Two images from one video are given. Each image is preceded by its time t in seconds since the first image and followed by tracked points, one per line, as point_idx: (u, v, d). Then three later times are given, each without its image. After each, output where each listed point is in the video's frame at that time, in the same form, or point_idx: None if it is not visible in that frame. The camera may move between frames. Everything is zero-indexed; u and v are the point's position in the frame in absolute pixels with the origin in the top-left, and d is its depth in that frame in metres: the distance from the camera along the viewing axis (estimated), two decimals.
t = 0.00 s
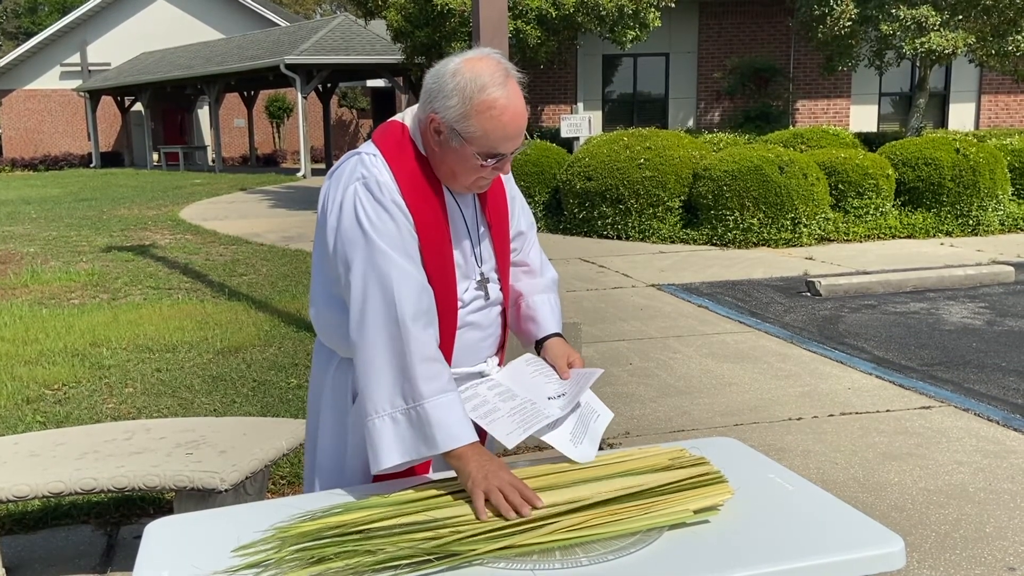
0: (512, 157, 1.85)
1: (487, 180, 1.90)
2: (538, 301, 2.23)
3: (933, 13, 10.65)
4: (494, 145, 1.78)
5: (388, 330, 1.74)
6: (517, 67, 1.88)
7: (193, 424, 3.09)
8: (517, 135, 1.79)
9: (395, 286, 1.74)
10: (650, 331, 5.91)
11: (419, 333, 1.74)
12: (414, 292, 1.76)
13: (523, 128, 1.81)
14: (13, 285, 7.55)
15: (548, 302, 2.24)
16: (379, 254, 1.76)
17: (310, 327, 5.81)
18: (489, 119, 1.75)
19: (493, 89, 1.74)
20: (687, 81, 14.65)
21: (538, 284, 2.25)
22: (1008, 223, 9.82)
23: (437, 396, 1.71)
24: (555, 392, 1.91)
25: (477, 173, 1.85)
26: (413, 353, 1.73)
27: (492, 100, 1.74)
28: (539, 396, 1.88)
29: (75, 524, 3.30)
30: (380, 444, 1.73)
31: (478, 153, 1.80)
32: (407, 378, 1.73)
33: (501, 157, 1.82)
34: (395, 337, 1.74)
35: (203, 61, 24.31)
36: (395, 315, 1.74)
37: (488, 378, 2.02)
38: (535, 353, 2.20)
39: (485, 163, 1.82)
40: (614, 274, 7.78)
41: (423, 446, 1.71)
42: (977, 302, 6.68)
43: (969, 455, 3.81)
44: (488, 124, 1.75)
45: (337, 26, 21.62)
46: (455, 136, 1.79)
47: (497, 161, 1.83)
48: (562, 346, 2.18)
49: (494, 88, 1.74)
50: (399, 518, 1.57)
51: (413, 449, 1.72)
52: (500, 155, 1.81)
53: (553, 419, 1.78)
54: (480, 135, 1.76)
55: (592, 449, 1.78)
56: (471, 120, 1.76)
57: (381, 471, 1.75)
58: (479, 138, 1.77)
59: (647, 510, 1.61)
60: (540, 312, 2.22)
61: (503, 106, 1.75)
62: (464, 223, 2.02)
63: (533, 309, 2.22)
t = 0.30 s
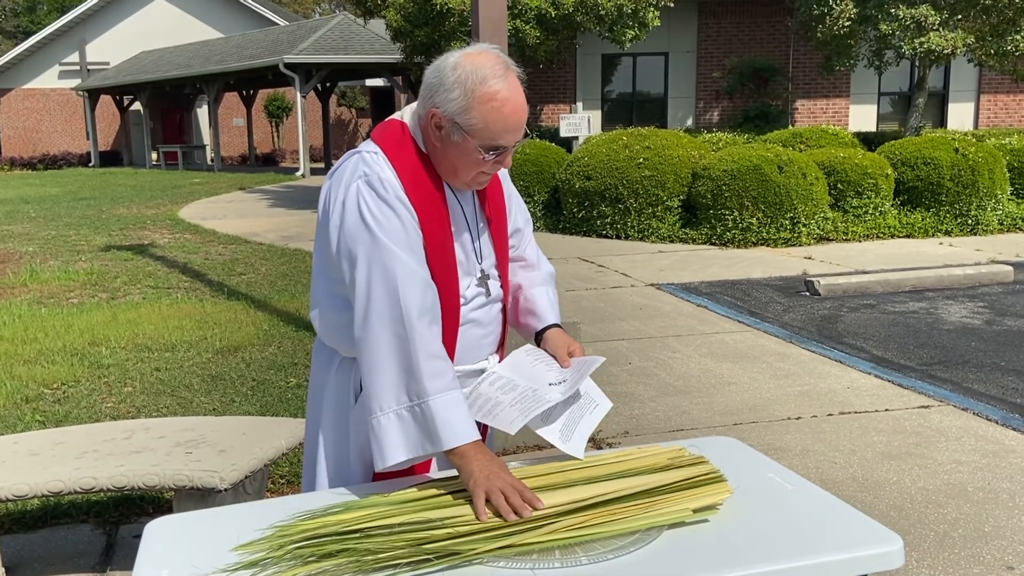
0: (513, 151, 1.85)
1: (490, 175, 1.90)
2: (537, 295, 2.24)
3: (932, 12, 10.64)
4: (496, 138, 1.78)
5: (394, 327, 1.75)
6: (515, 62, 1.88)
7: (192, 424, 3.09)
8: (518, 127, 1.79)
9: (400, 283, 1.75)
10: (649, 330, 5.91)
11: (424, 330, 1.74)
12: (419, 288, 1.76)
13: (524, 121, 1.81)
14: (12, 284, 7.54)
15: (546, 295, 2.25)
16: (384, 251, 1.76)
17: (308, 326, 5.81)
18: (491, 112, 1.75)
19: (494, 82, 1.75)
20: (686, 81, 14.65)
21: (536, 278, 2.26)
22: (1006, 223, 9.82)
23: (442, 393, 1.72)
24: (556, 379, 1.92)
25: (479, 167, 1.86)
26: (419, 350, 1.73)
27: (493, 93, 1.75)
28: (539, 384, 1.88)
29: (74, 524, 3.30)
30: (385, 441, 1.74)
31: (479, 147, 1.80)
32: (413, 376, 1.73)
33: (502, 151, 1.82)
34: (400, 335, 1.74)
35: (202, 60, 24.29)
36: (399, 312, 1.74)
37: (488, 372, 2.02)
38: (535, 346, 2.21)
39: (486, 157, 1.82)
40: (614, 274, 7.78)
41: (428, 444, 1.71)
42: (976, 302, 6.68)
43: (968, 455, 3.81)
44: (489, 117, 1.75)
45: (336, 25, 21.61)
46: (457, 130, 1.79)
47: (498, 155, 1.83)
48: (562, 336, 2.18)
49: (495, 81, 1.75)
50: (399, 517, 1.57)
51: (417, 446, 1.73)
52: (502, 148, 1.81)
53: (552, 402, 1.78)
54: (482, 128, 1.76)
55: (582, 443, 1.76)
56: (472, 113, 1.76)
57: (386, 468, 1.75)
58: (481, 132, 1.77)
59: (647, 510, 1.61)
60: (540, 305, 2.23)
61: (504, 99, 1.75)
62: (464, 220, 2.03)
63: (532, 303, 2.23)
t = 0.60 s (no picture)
0: (512, 145, 1.86)
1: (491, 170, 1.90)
2: (538, 286, 2.25)
3: (931, 12, 10.63)
4: (496, 130, 1.79)
5: (396, 323, 1.75)
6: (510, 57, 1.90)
7: (191, 423, 3.09)
8: (516, 118, 1.80)
9: (403, 279, 1.75)
10: (648, 330, 5.91)
11: (427, 326, 1.75)
12: (421, 284, 1.77)
13: (522, 113, 1.82)
14: (10, 283, 7.53)
15: (547, 285, 2.26)
16: (386, 247, 1.77)
17: (307, 325, 5.80)
18: (490, 103, 1.76)
19: (491, 74, 1.76)
20: (686, 81, 14.64)
21: (536, 270, 2.27)
22: (1005, 222, 9.82)
23: (445, 389, 1.72)
24: (559, 362, 1.92)
25: (479, 161, 1.86)
26: (421, 346, 1.73)
27: (490, 85, 1.76)
28: (543, 364, 1.90)
29: (73, 523, 3.30)
30: (389, 438, 1.73)
31: (480, 140, 1.81)
32: (416, 372, 1.73)
33: (502, 143, 1.83)
34: (402, 331, 1.74)
35: (201, 59, 24.27)
36: (402, 308, 1.74)
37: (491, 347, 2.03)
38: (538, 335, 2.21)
39: (486, 151, 1.83)
40: (613, 273, 7.77)
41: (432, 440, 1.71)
42: (975, 301, 6.68)
43: (967, 454, 3.81)
44: (489, 107, 1.76)
45: (335, 24, 21.61)
46: (456, 124, 1.80)
47: (498, 148, 1.83)
48: (565, 323, 2.17)
49: (492, 73, 1.76)
50: (399, 517, 1.57)
51: (421, 443, 1.72)
52: (500, 141, 1.82)
53: (556, 382, 1.80)
54: (482, 119, 1.77)
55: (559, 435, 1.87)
56: (470, 105, 1.77)
57: (391, 464, 1.75)
58: (480, 124, 1.78)
59: (646, 509, 1.61)
60: (540, 296, 2.23)
61: (501, 90, 1.77)
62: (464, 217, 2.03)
63: (533, 294, 2.24)
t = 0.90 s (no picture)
0: (510, 135, 1.86)
1: (491, 163, 1.90)
2: (541, 277, 2.25)
3: (930, 12, 10.63)
4: (493, 119, 1.79)
5: (397, 320, 1.75)
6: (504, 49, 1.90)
7: (191, 423, 3.09)
8: (512, 106, 1.80)
9: (403, 276, 1.75)
10: (648, 329, 5.91)
11: (428, 322, 1.74)
12: (422, 281, 1.76)
13: (517, 101, 1.82)
14: (9, 282, 7.53)
15: (551, 276, 2.26)
16: (386, 245, 1.76)
17: (307, 325, 5.80)
18: (484, 91, 1.76)
19: (483, 63, 1.76)
20: (685, 80, 14.65)
21: (539, 262, 2.28)
22: (1005, 222, 9.82)
23: (447, 384, 1.72)
24: (568, 348, 1.93)
25: (476, 154, 1.86)
26: (422, 343, 1.72)
27: (484, 74, 1.76)
28: (552, 352, 1.91)
29: (72, 522, 3.30)
30: (391, 436, 1.73)
31: (477, 131, 1.81)
32: (417, 369, 1.73)
33: (500, 134, 1.82)
34: (403, 328, 1.74)
35: (200, 58, 24.26)
36: (403, 305, 1.74)
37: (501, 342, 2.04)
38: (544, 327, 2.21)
39: (484, 142, 1.83)
40: (613, 273, 7.78)
41: (435, 437, 1.71)
42: (974, 300, 6.68)
43: (966, 453, 3.81)
44: (484, 96, 1.76)
45: (334, 23, 21.60)
46: (452, 116, 1.80)
47: (496, 139, 1.83)
48: (570, 312, 2.18)
49: (485, 62, 1.76)
50: (398, 517, 1.57)
51: (423, 439, 1.72)
52: (498, 132, 1.82)
53: (568, 364, 1.83)
54: (477, 109, 1.77)
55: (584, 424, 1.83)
56: (465, 95, 1.77)
57: (394, 461, 1.74)
58: (476, 115, 1.78)
59: (646, 508, 1.61)
60: (544, 287, 2.23)
61: (494, 79, 1.77)
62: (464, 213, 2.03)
63: (538, 287, 2.24)
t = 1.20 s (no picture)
0: (510, 127, 1.86)
1: (491, 156, 1.90)
2: (544, 268, 2.26)
3: (929, 11, 10.63)
4: (492, 110, 1.79)
5: (398, 318, 1.74)
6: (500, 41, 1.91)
7: (190, 423, 3.08)
8: (512, 97, 1.81)
9: (404, 273, 1.75)
10: (647, 329, 5.92)
11: (429, 320, 1.74)
12: (423, 279, 1.76)
13: (516, 92, 1.82)
14: (8, 282, 7.52)
15: (554, 266, 2.26)
16: (387, 242, 1.76)
17: (305, 324, 5.80)
18: (483, 81, 1.77)
19: (480, 53, 1.77)
20: (684, 80, 14.65)
21: (541, 255, 2.28)
22: (1003, 221, 9.83)
23: (449, 382, 1.71)
24: (575, 329, 1.94)
25: (476, 148, 1.86)
26: (423, 340, 1.72)
27: (482, 64, 1.77)
28: (558, 332, 1.93)
29: (71, 522, 3.30)
30: (394, 434, 1.73)
31: (476, 123, 1.81)
32: (419, 367, 1.73)
33: (500, 125, 1.82)
34: (405, 326, 1.74)
35: (199, 57, 24.24)
36: (405, 303, 1.74)
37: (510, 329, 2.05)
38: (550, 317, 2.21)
39: (485, 134, 1.83)
40: (612, 272, 7.78)
41: (438, 435, 1.70)
42: (973, 300, 6.69)
43: (965, 453, 3.82)
44: (483, 86, 1.77)
45: (333, 23, 21.60)
46: (452, 108, 1.80)
47: (496, 130, 1.83)
48: (576, 298, 2.18)
49: (482, 53, 1.77)
50: (398, 517, 1.57)
51: (426, 437, 1.72)
52: (498, 123, 1.82)
53: (578, 338, 1.85)
54: (477, 99, 1.78)
55: (609, 406, 1.85)
56: (464, 86, 1.77)
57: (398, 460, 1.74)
58: (475, 106, 1.78)
59: (646, 508, 1.61)
60: (548, 278, 2.23)
61: (492, 69, 1.77)
62: (465, 210, 2.04)
63: (541, 278, 2.24)
